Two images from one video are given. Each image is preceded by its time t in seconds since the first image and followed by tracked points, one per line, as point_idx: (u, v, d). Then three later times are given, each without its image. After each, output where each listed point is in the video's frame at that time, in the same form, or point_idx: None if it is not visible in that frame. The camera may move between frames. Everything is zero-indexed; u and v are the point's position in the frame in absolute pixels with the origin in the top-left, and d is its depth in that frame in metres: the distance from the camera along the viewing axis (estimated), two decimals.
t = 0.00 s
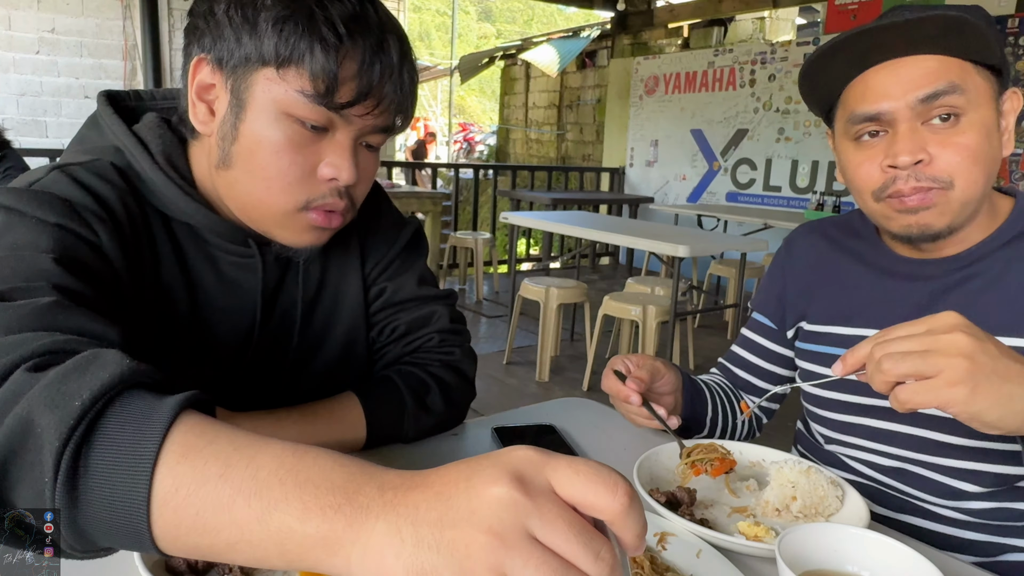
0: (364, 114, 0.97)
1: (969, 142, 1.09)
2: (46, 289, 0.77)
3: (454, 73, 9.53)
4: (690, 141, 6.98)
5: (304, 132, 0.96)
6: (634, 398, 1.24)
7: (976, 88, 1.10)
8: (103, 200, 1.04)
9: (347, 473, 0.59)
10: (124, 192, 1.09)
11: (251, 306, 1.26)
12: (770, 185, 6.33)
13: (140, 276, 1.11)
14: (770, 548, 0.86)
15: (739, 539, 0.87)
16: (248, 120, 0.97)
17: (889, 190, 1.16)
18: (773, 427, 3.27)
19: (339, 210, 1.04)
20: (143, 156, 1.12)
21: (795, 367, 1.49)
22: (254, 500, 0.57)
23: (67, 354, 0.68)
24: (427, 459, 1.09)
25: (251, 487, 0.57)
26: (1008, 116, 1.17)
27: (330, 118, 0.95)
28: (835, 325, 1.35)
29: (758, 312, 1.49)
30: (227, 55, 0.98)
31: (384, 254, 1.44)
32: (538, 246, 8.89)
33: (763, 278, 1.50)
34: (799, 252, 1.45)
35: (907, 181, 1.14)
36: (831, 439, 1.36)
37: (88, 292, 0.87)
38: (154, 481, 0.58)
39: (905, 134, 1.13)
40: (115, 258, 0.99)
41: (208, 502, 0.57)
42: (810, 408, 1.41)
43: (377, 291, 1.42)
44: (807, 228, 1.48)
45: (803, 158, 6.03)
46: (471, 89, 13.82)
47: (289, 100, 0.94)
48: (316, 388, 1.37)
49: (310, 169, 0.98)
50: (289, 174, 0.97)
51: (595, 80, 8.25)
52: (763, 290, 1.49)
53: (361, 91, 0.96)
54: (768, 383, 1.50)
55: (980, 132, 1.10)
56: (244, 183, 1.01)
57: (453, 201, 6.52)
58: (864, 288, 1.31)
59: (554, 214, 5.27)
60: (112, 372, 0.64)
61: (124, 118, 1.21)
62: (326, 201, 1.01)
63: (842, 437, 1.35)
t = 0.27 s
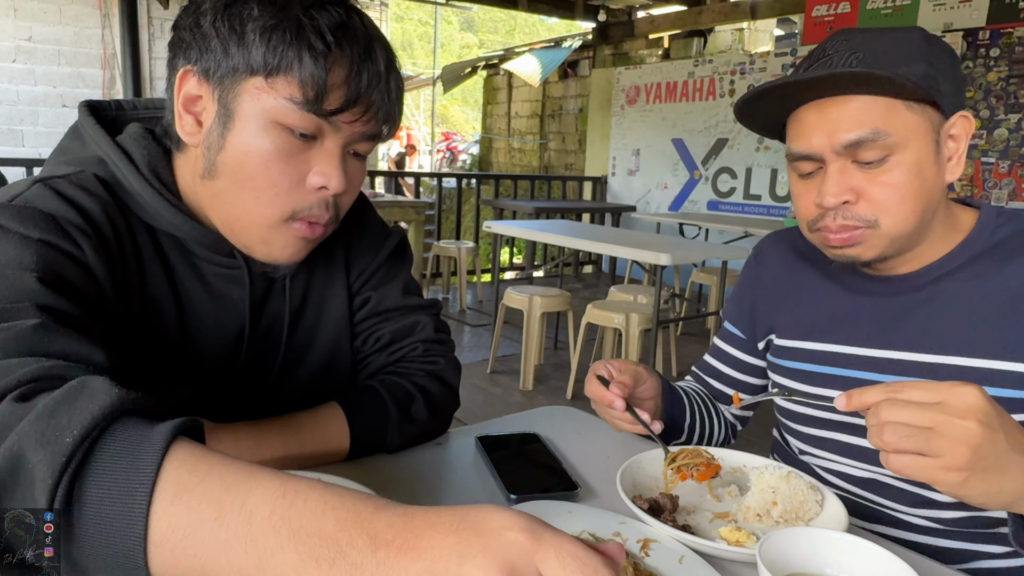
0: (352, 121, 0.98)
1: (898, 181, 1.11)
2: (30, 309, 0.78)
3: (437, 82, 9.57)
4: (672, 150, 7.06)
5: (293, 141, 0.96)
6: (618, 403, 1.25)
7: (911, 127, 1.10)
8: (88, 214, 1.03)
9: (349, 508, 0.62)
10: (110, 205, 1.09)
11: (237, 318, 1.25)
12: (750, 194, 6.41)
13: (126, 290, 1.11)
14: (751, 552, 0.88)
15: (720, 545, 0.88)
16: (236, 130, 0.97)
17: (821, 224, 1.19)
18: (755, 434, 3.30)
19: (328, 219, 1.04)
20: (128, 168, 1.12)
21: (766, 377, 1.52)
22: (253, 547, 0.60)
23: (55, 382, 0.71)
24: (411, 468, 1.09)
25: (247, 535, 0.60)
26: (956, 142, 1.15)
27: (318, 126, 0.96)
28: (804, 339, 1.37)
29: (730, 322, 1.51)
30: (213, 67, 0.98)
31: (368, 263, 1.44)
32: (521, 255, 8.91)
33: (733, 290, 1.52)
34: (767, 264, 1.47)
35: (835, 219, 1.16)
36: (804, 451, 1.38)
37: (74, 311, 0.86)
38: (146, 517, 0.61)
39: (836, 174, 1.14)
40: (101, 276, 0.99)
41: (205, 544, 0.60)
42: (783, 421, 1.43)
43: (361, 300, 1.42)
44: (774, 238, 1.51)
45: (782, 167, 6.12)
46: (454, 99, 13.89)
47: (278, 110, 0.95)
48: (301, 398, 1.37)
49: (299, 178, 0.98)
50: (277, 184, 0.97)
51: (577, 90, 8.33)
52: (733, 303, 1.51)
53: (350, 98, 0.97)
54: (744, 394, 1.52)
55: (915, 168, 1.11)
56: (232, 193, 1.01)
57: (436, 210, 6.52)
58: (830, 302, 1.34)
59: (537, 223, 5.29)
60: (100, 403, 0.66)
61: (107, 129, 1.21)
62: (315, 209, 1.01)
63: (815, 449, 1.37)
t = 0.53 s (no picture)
0: (336, 124, 0.97)
1: (850, 207, 1.09)
2: (9, 326, 0.75)
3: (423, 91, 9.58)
4: (657, 158, 7.10)
5: (276, 145, 0.95)
6: (605, 411, 1.24)
7: (863, 151, 1.08)
8: (67, 223, 1.01)
9: (344, 554, 0.62)
10: (90, 215, 1.07)
11: (220, 326, 1.23)
12: (735, 201, 6.46)
13: (106, 301, 1.08)
14: (741, 560, 0.87)
15: (709, 553, 0.87)
16: (218, 135, 0.96)
17: (776, 251, 1.16)
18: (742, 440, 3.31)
19: (313, 223, 1.03)
20: (109, 176, 1.10)
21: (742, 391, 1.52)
22: None
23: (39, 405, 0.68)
24: (397, 478, 1.08)
25: None
26: (911, 162, 1.13)
27: (302, 128, 0.95)
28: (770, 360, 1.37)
29: (703, 339, 1.52)
30: (194, 72, 0.97)
31: (354, 270, 1.43)
32: (508, 263, 8.91)
33: (705, 307, 1.53)
34: (736, 283, 1.47)
35: (790, 246, 1.13)
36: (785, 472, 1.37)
37: (54, 325, 0.84)
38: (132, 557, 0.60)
39: (787, 201, 1.11)
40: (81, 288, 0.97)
41: None
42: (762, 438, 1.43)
43: (347, 309, 1.41)
44: (739, 253, 1.51)
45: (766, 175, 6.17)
46: (439, 107, 13.92)
47: (260, 113, 0.94)
48: (284, 407, 1.35)
49: (283, 182, 0.97)
50: (261, 187, 0.96)
51: (562, 98, 8.37)
52: (705, 322, 1.51)
53: (333, 102, 0.97)
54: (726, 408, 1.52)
55: (866, 196, 1.09)
56: (215, 197, 1.00)
57: (423, 217, 6.50)
58: (795, 323, 1.34)
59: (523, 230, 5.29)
60: (84, 434, 0.64)
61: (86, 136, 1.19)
62: (299, 213, 1.00)
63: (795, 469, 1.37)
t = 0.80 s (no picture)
0: (331, 128, 0.97)
1: (834, 206, 1.09)
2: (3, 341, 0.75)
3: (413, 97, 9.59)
4: (646, 164, 7.13)
5: (272, 149, 0.95)
6: (590, 416, 1.23)
7: (841, 147, 1.11)
8: (57, 234, 1.00)
9: (344, 559, 0.61)
10: (82, 224, 1.06)
11: (212, 334, 1.22)
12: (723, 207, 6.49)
13: (97, 310, 1.07)
14: (733, 564, 0.87)
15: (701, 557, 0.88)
16: (212, 141, 0.95)
17: (761, 257, 1.15)
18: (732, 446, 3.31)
19: (308, 228, 1.02)
20: (99, 184, 1.09)
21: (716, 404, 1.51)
22: None
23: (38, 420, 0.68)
24: (387, 485, 1.07)
25: None
26: (876, 167, 1.19)
27: (298, 132, 0.95)
28: (742, 379, 1.37)
29: (676, 358, 1.51)
30: (187, 78, 0.96)
31: (346, 276, 1.42)
32: (497, 269, 8.91)
33: (675, 326, 1.52)
34: (702, 301, 1.46)
35: (777, 248, 1.13)
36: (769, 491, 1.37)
37: (46, 338, 0.84)
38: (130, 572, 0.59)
39: (768, 201, 1.11)
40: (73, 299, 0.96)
41: None
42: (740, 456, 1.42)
43: (337, 315, 1.41)
44: (705, 267, 1.51)
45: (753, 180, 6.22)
46: (429, 113, 13.93)
47: (256, 118, 0.93)
48: (275, 414, 1.34)
49: (279, 187, 0.96)
50: (258, 193, 0.96)
51: (551, 105, 8.41)
52: (677, 342, 1.51)
53: (328, 105, 0.97)
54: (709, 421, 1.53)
55: (847, 192, 1.10)
56: (209, 203, 0.99)
57: (413, 223, 6.49)
58: (762, 341, 1.33)
59: (513, 236, 5.29)
60: (83, 448, 0.64)
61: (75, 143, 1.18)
62: (296, 218, 0.99)
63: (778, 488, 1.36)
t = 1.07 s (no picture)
0: (323, 133, 0.97)
1: (815, 210, 1.11)
2: (11, 345, 0.75)
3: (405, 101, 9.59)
4: (638, 168, 7.16)
5: (265, 156, 0.94)
6: (579, 422, 1.23)
7: (819, 153, 1.12)
8: (52, 237, 1.00)
9: (370, 537, 0.62)
10: (76, 228, 1.05)
11: (204, 340, 1.22)
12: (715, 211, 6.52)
13: (93, 314, 1.07)
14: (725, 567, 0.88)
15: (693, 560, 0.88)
16: (204, 148, 0.95)
17: (748, 265, 1.15)
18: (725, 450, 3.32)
19: (300, 234, 1.02)
20: (92, 188, 1.08)
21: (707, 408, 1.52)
22: None
23: (54, 418, 0.68)
24: (378, 490, 1.07)
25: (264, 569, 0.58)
26: (854, 169, 1.21)
27: (290, 138, 0.95)
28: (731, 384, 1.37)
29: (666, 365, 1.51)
30: (178, 85, 0.96)
31: (337, 281, 1.42)
32: (490, 273, 8.91)
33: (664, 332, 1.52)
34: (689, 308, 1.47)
35: (764, 257, 1.13)
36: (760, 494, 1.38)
37: (52, 341, 0.83)
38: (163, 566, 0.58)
39: (752, 207, 1.12)
40: (71, 302, 0.95)
41: None
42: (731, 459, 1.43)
43: (329, 320, 1.40)
44: (694, 273, 1.51)
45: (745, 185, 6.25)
46: (422, 117, 13.95)
47: (248, 125, 0.93)
48: (268, 420, 1.34)
49: (273, 194, 0.96)
50: (251, 200, 0.95)
51: (544, 109, 8.43)
52: (666, 349, 1.51)
53: (320, 110, 0.97)
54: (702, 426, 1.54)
55: (826, 196, 1.11)
56: (203, 211, 0.99)
57: (405, 228, 6.48)
58: (750, 346, 1.33)
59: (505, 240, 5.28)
60: (104, 445, 0.63)
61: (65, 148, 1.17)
62: (289, 224, 0.99)
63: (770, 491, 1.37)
